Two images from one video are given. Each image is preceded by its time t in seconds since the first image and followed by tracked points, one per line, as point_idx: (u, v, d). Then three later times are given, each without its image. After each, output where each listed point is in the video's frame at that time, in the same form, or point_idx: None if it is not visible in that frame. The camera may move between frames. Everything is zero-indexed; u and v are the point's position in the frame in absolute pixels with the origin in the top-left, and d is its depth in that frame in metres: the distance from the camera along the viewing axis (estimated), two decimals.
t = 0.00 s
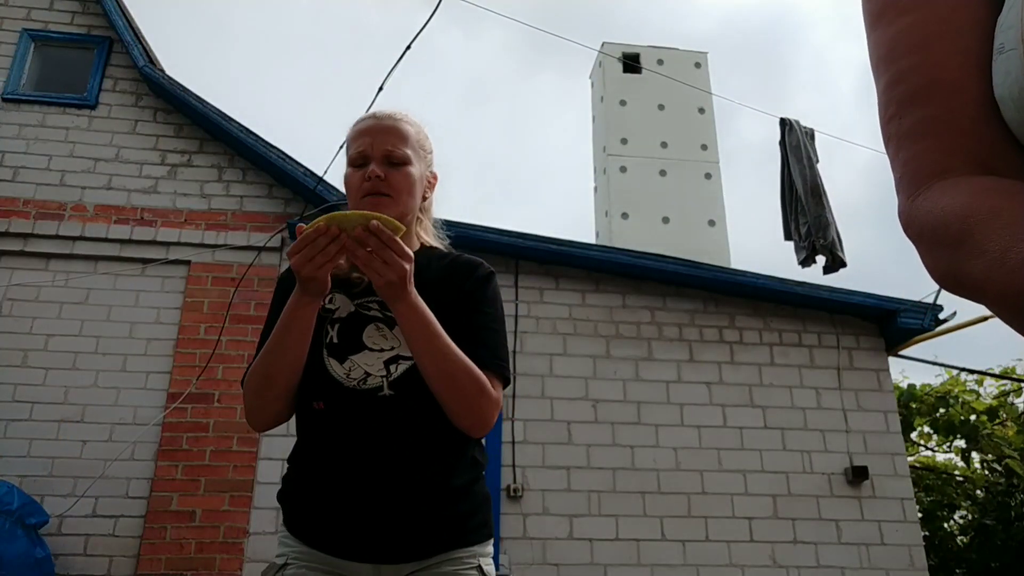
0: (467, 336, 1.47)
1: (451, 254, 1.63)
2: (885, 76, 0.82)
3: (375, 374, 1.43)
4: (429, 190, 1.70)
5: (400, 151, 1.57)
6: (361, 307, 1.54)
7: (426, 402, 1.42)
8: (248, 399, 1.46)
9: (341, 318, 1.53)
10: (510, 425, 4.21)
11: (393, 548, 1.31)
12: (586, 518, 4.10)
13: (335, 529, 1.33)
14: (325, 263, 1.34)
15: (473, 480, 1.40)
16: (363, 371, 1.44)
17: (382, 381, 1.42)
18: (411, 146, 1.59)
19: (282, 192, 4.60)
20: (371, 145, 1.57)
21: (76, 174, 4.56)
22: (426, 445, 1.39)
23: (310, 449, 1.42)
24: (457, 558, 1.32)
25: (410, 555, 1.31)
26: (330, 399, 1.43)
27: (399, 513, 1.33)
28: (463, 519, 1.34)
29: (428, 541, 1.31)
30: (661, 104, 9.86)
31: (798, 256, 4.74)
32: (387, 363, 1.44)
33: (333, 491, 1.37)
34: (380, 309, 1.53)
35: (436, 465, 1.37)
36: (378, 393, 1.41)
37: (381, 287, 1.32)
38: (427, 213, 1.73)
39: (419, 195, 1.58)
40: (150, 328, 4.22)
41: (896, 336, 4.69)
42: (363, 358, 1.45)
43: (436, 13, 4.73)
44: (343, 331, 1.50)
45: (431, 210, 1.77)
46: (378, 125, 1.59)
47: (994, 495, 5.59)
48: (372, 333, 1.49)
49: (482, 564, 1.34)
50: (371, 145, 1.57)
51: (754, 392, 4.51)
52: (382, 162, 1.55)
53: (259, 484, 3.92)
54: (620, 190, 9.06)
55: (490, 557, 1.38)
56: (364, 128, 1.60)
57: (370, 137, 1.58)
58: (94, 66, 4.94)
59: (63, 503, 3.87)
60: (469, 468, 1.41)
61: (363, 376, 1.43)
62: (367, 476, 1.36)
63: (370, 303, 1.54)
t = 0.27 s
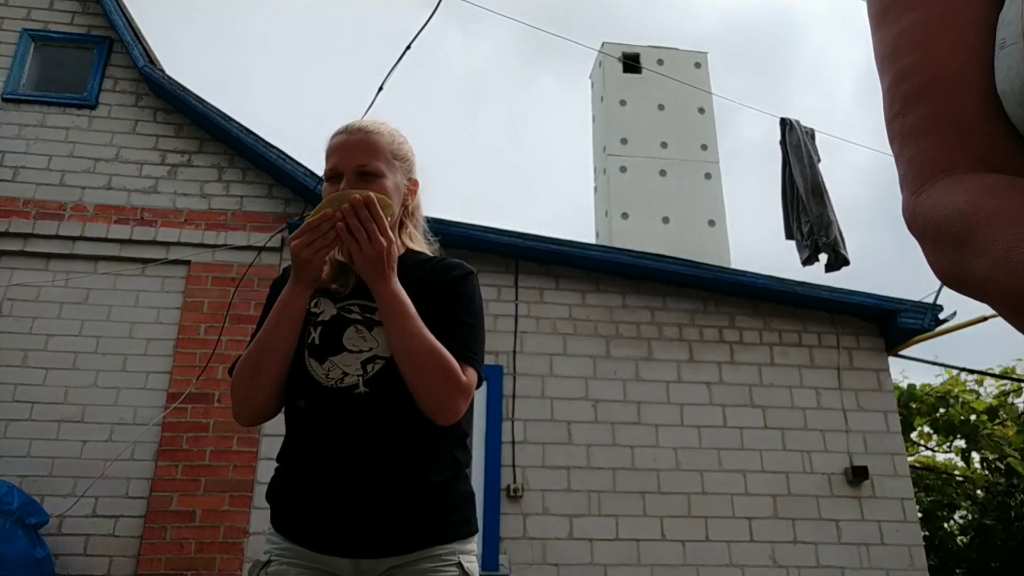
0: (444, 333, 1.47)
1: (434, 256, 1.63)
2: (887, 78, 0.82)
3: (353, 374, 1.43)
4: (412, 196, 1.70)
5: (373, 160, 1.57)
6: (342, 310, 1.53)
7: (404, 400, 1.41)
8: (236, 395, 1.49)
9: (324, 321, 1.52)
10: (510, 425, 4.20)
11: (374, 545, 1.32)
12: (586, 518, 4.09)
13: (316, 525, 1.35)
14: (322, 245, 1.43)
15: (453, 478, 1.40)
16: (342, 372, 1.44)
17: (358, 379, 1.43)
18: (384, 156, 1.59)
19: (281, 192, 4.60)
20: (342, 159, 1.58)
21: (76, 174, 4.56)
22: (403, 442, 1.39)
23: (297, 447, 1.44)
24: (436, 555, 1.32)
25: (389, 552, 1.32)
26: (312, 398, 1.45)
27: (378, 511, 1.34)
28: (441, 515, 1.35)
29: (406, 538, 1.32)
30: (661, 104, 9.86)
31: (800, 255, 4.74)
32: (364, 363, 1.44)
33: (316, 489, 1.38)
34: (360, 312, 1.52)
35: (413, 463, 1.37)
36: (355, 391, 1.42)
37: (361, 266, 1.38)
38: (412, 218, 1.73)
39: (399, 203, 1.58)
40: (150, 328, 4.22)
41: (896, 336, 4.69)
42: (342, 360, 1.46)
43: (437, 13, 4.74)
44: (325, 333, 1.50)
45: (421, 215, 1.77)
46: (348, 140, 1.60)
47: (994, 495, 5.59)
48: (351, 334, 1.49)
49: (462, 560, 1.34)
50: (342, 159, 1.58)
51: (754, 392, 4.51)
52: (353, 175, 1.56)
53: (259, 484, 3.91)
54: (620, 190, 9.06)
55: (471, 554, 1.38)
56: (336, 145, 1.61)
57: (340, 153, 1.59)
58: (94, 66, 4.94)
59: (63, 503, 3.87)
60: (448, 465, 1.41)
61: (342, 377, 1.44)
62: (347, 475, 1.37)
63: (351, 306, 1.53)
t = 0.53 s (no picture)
0: (434, 331, 1.47)
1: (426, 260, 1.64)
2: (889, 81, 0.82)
3: (348, 372, 1.44)
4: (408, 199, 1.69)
5: (363, 169, 1.57)
6: (339, 310, 1.53)
7: (398, 399, 1.42)
8: (234, 395, 1.47)
9: (322, 321, 1.52)
10: (509, 425, 4.20)
11: (368, 543, 1.32)
12: (586, 518, 4.10)
13: (311, 524, 1.35)
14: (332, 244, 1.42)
15: (446, 476, 1.40)
16: (337, 370, 1.45)
17: (353, 376, 1.43)
18: (373, 164, 1.59)
19: (281, 192, 4.60)
20: (332, 170, 1.58)
21: (76, 173, 4.56)
22: (398, 440, 1.39)
23: (292, 447, 1.44)
24: (428, 554, 1.32)
25: (383, 551, 1.32)
26: (308, 397, 1.45)
27: (372, 509, 1.34)
28: (433, 513, 1.35)
29: (400, 536, 1.32)
30: (661, 104, 9.86)
31: (802, 254, 4.74)
32: (359, 361, 1.45)
33: (311, 487, 1.38)
34: (356, 312, 1.52)
35: (407, 460, 1.37)
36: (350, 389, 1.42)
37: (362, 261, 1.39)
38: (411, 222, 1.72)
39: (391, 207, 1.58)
40: (150, 328, 4.22)
41: (896, 336, 4.69)
42: (338, 358, 1.46)
43: (437, 13, 4.74)
44: (322, 333, 1.50)
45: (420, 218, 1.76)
46: (334, 152, 1.60)
47: (994, 494, 5.60)
48: (346, 334, 1.49)
49: (455, 559, 1.34)
50: (331, 171, 1.58)
51: (754, 392, 4.51)
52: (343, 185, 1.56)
53: (259, 484, 3.91)
54: (620, 190, 9.06)
55: (465, 552, 1.38)
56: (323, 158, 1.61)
57: (328, 165, 1.59)
58: (94, 66, 4.94)
59: (63, 503, 3.87)
60: (441, 463, 1.41)
61: (337, 375, 1.44)
62: (341, 472, 1.37)
63: (347, 306, 1.53)
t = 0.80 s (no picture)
0: (438, 335, 1.48)
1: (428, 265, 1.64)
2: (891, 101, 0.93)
3: (355, 374, 1.44)
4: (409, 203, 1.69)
5: (363, 174, 1.58)
6: (343, 313, 1.53)
7: (402, 402, 1.43)
8: (237, 395, 1.46)
9: (327, 323, 1.52)
10: (510, 425, 4.20)
11: (370, 544, 1.32)
12: (586, 518, 4.09)
13: (313, 524, 1.35)
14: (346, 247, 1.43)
15: (448, 478, 1.41)
16: (343, 372, 1.45)
17: (360, 379, 1.44)
18: (375, 171, 1.60)
19: (282, 192, 4.59)
20: (334, 175, 1.59)
21: (76, 173, 4.56)
22: (401, 442, 1.39)
23: (294, 447, 1.43)
24: (428, 555, 1.32)
25: (384, 552, 1.32)
26: (312, 398, 1.45)
27: (375, 510, 1.34)
28: (436, 515, 1.36)
29: (402, 537, 1.32)
30: (661, 104, 9.86)
31: (798, 255, 4.74)
32: (365, 364, 1.45)
33: (312, 487, 1.38)
34: (361, 315, 1.52)
35: (410, 463, 1.38)
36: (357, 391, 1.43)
37: (366, 267, 1.40)
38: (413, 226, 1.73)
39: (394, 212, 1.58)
40: (150, 328, 4.22)
41: (897, 336, 4.69)
42: (343, 360, 1.46)
43: (436, 13, 4.74)
44: (327, 334, 1.50)
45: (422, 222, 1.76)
46: (333, 159, 1.61)
47: (995, 494, 5.60)
48: (352, 336, 1.49)
49: (455, 561, 1.34)
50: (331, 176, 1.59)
51: (754, 392, 4.51)
52: (342, 192, 1.57)
53: (259, 484, 3.91)
54: (620, 190, 9.06)
55: (463, 553, 1.38)
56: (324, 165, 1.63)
57: (327, 172, 1.60)
58: (94, 66, 4.94)
59: (63, 503, 3.87)
60: (443, 465, 1.41)
61: (343, 377, 1.44)
62: (344, 473, 1.37)
63: (352, 310, 1.54)
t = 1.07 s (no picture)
0: (440, 341, 1.48)
1: (432, 269, 1.64)
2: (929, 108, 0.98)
3: (357, 378, 1.44)
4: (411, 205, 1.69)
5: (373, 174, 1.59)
6: (346, 317, 1.53)
7: (405, 406, 1.42)
8: (237, 399, 1.46)
9: (329, 326, 1.52)
10: (510, 425, 4.20)
11: (370, 545, 1.33)
12: (586, 518, 4.09)
13: (314, 526, 1.35)
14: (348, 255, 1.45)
15: (448, 482, 1.41)
16: (345, 375, 1.45)
17: (363, 384, 1.44)
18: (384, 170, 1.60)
19: (282, 192, 4.59)
20: (343, 175, 1.59)
21: (76, 173, 4.56)
22: (403, 445, 1.39)
23: (295, 448, 1.43)
24: (428, 556, 1.32)
25: (384, 553, 1.32)
26: (314, 400, 1.45)
27: (376, 512, 1.34)
28: (437, 518, 1.36)
29: (403, 540, 1.32)
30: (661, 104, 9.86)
31: (798, 255, 4.74)
32: (368, 368, 1.45)
33: (313, 488, 1.38)
34: (363, 320, 1.52)
35: (412, 467, 1.38)
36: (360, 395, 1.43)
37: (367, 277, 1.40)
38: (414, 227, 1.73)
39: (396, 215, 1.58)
40: (150, 328, 4.22)
41: (897, 336, 4.68)
42: (346, 364, 1.46)
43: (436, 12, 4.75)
44: (329, 338, 1.50)
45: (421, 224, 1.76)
46: (344, 156, 1.61)
47: (995, 494, 5.60)
48: (355, 341, 1.49)
49: (455, 562, 1.35)
50: (341, 175, 1.59)
51: (754, 392, 4.51)
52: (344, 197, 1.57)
53: (259, 484, 3.91)
54: (620, 190, 9.07)
55: (462, 554, 1.38)
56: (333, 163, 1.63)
57: (331, 176, 1.60)
58: (94, 65, 4.94)
59: (63, 503, 3.87)
60: (444, 468, 1.41)
61: (345, 380, 1.44)
62: (345, 476, 1.37)
63: (355, 314, 1.54)
